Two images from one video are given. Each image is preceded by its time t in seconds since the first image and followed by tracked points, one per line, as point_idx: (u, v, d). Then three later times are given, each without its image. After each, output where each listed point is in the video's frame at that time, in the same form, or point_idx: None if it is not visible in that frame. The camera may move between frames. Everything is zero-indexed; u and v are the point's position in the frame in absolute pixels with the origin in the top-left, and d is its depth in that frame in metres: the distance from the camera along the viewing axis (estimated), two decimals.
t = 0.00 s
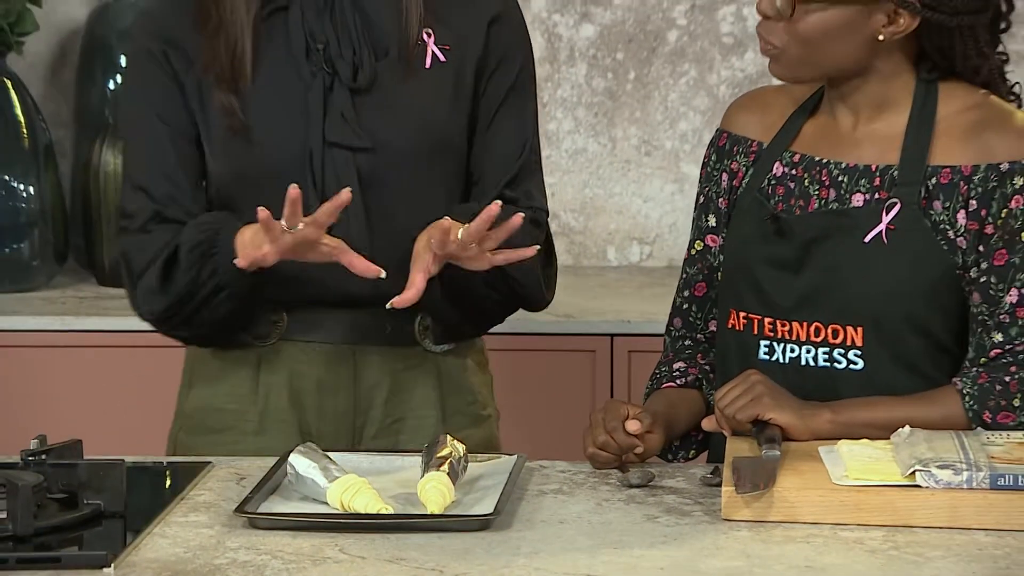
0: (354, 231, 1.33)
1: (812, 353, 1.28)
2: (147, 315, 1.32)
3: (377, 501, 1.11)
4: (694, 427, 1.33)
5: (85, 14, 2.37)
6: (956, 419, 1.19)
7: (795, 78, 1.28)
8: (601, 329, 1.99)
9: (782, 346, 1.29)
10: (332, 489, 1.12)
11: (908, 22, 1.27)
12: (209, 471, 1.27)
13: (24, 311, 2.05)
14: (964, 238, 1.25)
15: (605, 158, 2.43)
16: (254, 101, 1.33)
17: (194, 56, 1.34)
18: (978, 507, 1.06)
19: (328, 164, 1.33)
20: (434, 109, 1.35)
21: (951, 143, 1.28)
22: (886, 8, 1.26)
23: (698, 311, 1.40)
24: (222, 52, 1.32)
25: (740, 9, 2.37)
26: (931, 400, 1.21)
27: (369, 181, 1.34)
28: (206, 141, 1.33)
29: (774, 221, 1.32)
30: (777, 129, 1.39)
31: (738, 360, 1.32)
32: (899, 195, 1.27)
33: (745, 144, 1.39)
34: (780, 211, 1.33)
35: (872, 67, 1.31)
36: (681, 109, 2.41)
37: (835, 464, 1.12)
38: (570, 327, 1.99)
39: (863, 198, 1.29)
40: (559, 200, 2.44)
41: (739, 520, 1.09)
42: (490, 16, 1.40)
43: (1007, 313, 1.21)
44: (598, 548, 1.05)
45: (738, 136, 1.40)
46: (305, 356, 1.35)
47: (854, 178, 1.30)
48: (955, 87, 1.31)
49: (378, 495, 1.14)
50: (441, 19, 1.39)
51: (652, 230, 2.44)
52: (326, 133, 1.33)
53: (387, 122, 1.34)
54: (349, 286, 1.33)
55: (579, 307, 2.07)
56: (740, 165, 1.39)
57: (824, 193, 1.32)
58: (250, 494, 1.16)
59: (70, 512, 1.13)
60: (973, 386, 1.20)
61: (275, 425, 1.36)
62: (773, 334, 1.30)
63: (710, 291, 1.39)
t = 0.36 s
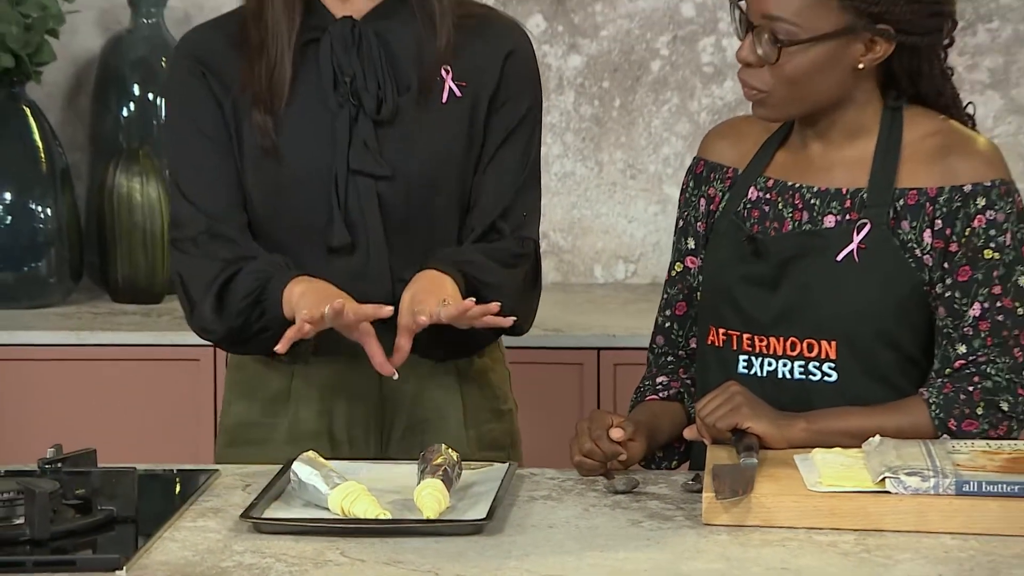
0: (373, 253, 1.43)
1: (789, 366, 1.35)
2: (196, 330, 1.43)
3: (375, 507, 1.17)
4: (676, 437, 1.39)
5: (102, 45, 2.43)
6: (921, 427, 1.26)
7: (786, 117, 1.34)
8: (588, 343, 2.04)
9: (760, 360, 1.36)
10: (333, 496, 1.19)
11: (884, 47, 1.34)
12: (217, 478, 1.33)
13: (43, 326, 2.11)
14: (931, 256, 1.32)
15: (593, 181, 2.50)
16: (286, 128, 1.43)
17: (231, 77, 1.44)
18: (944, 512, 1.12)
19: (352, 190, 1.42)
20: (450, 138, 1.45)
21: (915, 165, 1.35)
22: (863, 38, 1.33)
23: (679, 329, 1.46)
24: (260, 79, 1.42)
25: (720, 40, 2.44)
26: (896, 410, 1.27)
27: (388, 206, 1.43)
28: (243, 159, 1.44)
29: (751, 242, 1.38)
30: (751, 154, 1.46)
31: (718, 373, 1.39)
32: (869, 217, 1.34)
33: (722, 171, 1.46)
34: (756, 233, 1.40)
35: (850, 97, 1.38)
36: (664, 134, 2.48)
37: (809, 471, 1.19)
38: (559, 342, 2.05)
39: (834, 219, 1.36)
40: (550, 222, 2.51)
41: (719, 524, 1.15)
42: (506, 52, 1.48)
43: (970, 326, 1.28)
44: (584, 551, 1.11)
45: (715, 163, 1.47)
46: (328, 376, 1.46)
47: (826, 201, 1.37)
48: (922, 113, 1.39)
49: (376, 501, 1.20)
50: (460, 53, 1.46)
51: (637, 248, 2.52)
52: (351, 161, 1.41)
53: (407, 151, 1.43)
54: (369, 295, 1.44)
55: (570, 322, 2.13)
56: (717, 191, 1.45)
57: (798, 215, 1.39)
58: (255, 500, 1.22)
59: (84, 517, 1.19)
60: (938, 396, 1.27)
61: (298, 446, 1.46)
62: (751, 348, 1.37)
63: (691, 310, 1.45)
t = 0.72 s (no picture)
0: (378, 270, 1.50)
1: (767, 379, 1.41)
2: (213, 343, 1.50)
3: (375, 513, 1.24)
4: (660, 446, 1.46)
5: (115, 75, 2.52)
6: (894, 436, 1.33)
7: (759, 140, 1.40)
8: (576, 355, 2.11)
9: (739, 373, 1.43)
10: (334, 502, 1.25)
11: (853, 77, 1.41)
12: (224, 485, 1.40)
13: (58, 340, 2.18)
14: (899, 273, 1.40)
15: (580, 203, 2.58)
16: (302, 149, 1.51)
17: (253, 98, 1.52)
18: (912, 517, 1.19)
19: (361, 209, 1.50)
20: (456, 162, 1.52)
21: (884, 189, 1.42)
22: (833, 67, 1.40)
23: (662, 344, 1.52)
24: (280, 100, 1.50)
25: (700, 71, 2.54)
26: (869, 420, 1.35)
27: (395, 225, 1.51)
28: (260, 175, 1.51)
29: (731, 262, 1.45)
30: (730, 178, 1.52)
31: (699, 386, 1.46)
32: (840, 237, 1.41)
33: (702, 195, 1.53)
34: (735, 253, 1.47)
35: (821, 124, 1.44)
36: (647, 159, 2.57)
37: (785, 478, 1.25)
38: (547, 355, 2.11)
39: (809, 239, 1.43)
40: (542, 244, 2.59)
41: (700, 529, 1.21)
42: (511, 85, 1.55)
43: (937, 339, 1.36)
44: (572, 554, 1.17)
45: (696, 187, 1.54)
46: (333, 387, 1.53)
47: (800, 223, 1.43)
48: (891, 141, 1.46)
49: (375, 507, 1.26)
50: (467, 86, 1.54)
51: (622, 266, 2.60)
52: (361, 181, 1.49)
53: (415, 174, 1.51)
54: (372, 311, 1.51)
55: (561, 336, 2.21)
56: (698, 213, 1.52)
57: (774, 235, 1.45)
58: (260, 507, 1.28)
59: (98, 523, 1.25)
60: (906, 407, 1.34)
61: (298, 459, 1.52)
62: (731, 362, 1.44)
63: (673, 326, 1.52)
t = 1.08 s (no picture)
0: (375, 281, 1.57)
1: (745, 389, 1.49)
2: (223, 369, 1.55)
3: (378, 518, 1.30)
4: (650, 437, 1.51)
5: (132, 103, 2.60)
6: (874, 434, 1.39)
7: (745, 155, 1.47)
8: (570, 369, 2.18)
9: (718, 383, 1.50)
10: (340, 508, 1.32)
11: (834, 94, 1.49)
12: (234, 492, 1.46)
13: (76, 354, 2.25)
14: (871, 285, 1.45)
15: (573, 224, 2.66)
16: (296, 169, 1.57)
17: (244, 124, 1.58)
18: (888, 522, 1.25)
19: (354, 224, 1.56)
20: (441, 180, 1.60)
21: (855, 205, 1.48)
22: (816, 85, 1.47)
23: (643, 359, 1.59)
24: (272, 124, 1.56)
25: (687, 98, 2.62)
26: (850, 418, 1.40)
27: (388, 239, 1.58)
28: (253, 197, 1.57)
29: (711, 276, 1.53)
30: (706, 197, 1.59)
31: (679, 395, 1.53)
32: (815, 253, 1.47)
33: (679, 215, 1.59)
34: (713, 268, 1.53)
35: (801, 142, 1.51)
36: (637, 182, 2.64)
37: (767, 485, 1.32)
38: (542, 368, 2.19)
39: (784, 254, 1.49)
40: (531, 261, 2.67)
41: (687, 534, 1.28)
42: (486, 112, 1.65)
43: (911, 346, 1.41)
44: (566, 557, 1.23)
45: (671, 209, 1.60)
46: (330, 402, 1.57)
47: (775, 239, 1.49)
48: (861, 160, 1.52)
49: (379, 513, 1.33)
50: (446, 110, 1.63)
51: (613, 284, 2.68)
52: (354, 197, 1.56)
53: (404, 191, 1.58)
54: (366, 323, 1.56)
55: (554, 351, 2.28)
56: (675, 233, 1.58)
57: (751, 251, 1.51)
58: (269, 513, 1.35)
59: (115, 529, 1.32)
60: (886, 410, 1.39)
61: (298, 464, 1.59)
62: (712, 372, 1.51)
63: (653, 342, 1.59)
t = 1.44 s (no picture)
0: (365, 300, 1.64)
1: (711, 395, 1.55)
2: (226, 387, 1.61)
3: (382, 522, 1.37)
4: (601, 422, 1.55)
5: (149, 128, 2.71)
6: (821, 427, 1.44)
7: (714, 186, 1.52)
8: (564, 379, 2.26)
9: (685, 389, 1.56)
10: (346, 513, 1.38)
11: (790, 117, 1.53)
12: (246, 496, 1.53)
13: (96, 365, 2.33)
14: (829, 295, 1.51)
15: (567, 243, 2.75)
16: (288, 194, 1.64)
17: (238, 150, 1.64)
18: (866, 525, 1.32)
19: (345, 247, 1.64)
20: (425, 202, 1.67)
21: (813, 221, 1.54)
22: (772, 113, 1.52)
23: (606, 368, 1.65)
24: (264, 154, 1.64)
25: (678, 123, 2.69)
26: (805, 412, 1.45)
27: (377, 261, 1.65)
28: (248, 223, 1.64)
29: (678, 288, 1.58)
30: (670, 216, 1.65)
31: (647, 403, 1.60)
32: (777, 265, 1.53)
33: (645, 232, 1.65)
34: (680, 281, 1.59)
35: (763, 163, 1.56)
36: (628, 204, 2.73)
37: (752, 490, 1.39)
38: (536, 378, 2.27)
39: (747, 266, 1.55)
40: (527, 276, 2.76)
41: (675, 537, 1.35)
42: (466, 133, 1.73)
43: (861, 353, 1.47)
44: (560, 558, 1.30)
45: (639, 228, 1.66)
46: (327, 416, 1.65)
47: (739, 252, 1.56)
48: (818, 177, 1.59)
49: (383, 517, 1.39)
50: (430, 135, 1.70)
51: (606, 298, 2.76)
52: (344, 221, 1.64)
53: (392, 213, 1.66)
54: (360, 342, 1.64)
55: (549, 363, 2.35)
56: (642, 248, 1.64)
57: (716, 263, 1.57)
58: (278, 517, 1.42)
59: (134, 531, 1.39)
60: (835, 405, 1.44)
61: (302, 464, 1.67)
62: (678, 379, 1.57)
63: (618, 353, 1.64)
